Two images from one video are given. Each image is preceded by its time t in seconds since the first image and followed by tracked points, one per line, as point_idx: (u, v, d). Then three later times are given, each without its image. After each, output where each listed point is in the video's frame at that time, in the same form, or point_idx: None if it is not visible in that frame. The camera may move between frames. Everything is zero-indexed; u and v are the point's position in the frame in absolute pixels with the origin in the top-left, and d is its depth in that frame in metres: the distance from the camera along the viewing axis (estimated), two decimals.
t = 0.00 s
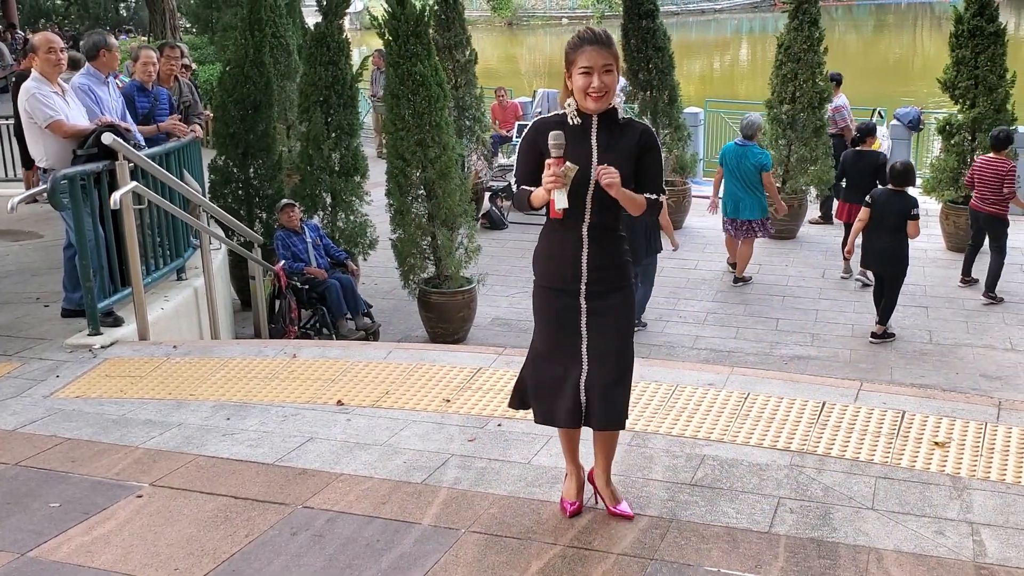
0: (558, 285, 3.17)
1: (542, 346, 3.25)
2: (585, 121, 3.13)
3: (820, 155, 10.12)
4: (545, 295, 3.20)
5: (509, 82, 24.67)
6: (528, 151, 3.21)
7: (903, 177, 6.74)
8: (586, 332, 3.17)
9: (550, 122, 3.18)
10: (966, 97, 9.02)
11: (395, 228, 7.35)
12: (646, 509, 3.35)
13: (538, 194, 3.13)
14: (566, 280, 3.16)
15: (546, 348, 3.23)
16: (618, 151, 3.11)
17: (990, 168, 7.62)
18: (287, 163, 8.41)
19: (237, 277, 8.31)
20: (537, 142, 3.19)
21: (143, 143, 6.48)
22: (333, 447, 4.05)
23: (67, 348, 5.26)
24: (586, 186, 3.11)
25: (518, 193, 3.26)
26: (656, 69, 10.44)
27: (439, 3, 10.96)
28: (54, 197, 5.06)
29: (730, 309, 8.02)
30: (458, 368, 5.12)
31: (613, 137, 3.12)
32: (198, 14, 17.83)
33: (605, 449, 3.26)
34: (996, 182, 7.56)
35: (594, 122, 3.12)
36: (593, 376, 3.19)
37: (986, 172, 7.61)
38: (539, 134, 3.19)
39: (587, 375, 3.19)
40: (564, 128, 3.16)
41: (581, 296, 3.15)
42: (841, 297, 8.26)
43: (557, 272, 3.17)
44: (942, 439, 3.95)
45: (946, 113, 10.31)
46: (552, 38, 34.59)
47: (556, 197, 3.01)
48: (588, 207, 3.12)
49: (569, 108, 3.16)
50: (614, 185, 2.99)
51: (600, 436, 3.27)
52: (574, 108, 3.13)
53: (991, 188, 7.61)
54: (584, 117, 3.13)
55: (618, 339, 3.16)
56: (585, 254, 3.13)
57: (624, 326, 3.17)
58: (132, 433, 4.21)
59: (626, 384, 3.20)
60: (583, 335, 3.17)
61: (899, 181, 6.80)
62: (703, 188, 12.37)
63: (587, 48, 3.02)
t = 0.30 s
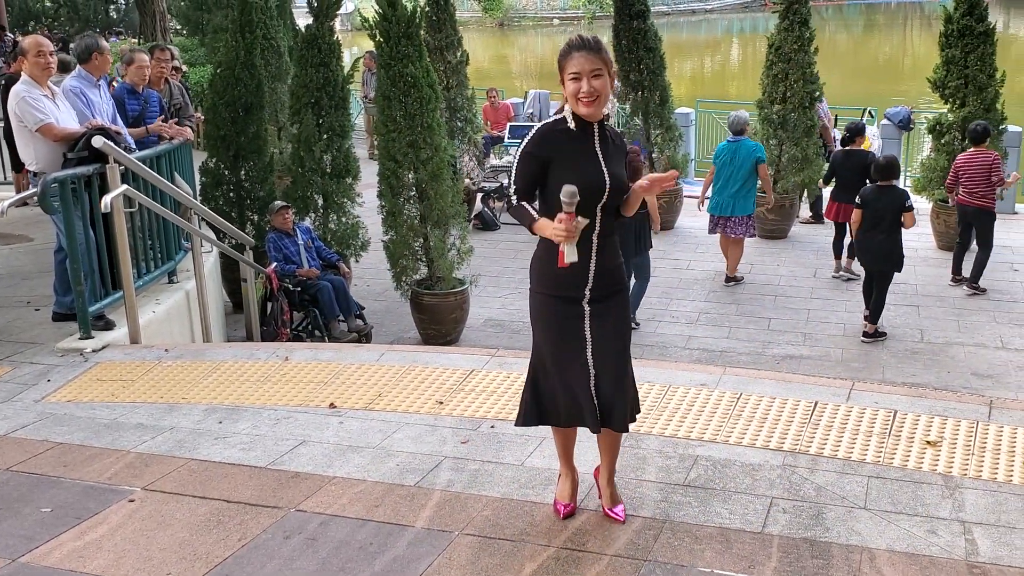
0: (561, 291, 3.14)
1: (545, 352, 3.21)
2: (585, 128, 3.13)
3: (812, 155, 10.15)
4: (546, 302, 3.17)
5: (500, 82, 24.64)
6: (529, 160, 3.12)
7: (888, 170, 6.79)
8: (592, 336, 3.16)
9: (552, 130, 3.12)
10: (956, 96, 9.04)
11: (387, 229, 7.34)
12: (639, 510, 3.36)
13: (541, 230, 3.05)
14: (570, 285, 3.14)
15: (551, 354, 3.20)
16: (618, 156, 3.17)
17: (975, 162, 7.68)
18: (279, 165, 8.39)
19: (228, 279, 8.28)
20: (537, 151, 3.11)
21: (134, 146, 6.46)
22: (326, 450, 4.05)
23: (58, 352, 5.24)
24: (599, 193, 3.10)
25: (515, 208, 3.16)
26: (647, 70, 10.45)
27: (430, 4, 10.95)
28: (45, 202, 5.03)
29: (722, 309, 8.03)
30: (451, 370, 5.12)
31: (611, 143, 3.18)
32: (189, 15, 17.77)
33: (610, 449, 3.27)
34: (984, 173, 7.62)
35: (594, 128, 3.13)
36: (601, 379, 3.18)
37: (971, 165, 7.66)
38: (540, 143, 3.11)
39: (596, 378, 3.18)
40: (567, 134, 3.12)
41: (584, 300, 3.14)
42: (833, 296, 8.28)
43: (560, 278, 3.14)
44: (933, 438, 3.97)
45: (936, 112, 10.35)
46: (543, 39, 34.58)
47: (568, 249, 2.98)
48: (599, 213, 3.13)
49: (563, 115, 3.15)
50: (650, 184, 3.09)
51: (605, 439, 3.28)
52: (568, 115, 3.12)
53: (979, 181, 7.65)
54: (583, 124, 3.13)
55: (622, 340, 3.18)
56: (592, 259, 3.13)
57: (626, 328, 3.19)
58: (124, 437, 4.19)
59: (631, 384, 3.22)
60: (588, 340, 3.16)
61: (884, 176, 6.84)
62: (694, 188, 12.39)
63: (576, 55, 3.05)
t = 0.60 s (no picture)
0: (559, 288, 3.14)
1: (539, 350, 3.20)
2: (575, 123, 3.12)
3: (799, 154, 10.18)
4: (542, 298, 3.16)
5: (489, 82, 24.59)
6: (530, 170, 3.10)
7: (867, 166, 6.82)
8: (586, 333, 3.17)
9: (543, 135, 3.11)
10: (942, 94, 9.08)
11: (375, 229, 7.32)
12: (628, 507, 3.35)
13: (547, 257, 3.09)
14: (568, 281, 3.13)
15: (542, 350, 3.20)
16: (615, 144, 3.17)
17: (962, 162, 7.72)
18: (266, 165, 8.36)
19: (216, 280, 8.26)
20: (537, 157, 3.10)
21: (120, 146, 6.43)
22: (313, 449, 4.03)
23: (44, 353, 5.21)
24: (602, 185, 3.10)
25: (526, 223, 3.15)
26: (635, 69, 10.41)
27: (418, 5, 10.93)
28: (30, 202, 5.00)
29: (711, 308, 8.04)
30: (439, 369, 5.12)
31: (608, 132, 3.16)
32: (175, 17, 17.66)
33: (608, 444, 3.28)
34: (970, 172, 7.65)
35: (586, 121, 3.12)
36: (593, 375, 3.20)
37: (958, 165, 7.70)
38: (536, 150, 3.10)
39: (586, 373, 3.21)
40: (558, 134, 3.11)
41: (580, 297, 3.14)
42: (821, 294, 8.30)
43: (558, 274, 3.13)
44: (920, 434, 3.98)
45: (922, 111, 10.40)
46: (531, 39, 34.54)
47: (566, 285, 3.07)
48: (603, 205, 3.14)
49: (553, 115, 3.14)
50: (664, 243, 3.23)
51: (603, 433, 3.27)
52: (559, 111, 3.11)
53: (966, 180, 7.68)
54: (574, 120, 3.12)
55: (615, 337, 3.20)
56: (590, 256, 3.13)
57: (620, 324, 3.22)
58: (110, 438, 4.17)
59: (624, 379, 3.24)
60: (582, 336, 3.17)
61: (863, 172, 6.88)
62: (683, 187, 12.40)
63: (565, 48, 3.04)
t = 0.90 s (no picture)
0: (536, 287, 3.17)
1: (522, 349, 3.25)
2: (545, 121, 3.14)
3: (778, 154, 10.23)
4: (528, 298, 3.20)
5: (470, 84, 24.56)
6: (503, 160, 3.24)
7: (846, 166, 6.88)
8: (563, 334, 3.15)
9: (514, 129, 3.20)
10: (921, 95, 9.15)
11: (356, 231, 7.30)
12: (611, 508, 3.36)
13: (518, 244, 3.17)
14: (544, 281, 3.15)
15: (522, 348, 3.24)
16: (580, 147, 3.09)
17: (946, 170, 7.75)
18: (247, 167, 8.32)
19: (196, 283, 8.21)
20: (504, 153, 3.22)
21: (99, 150, 6.39)
22: (296, 453, 4.01)
23: (23, 358, 5.16)
24: (550, 184, 3.10)
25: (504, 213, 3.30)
26: (616, 71, 10.43)
27: (398, 7, 10.91)
28: (8, 206, 4.95)
29: (693, 308, 8.07)
30: (422, 371, 5.10)
31: (574, 133, 3.10)
32: (155, 19, 17.54)
33: (592, 445, 3.27)
34: (952, 182, 7.68)
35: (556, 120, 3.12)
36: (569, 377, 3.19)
37: (942, 172, 7.74)
38: (506, 142, 3.22)
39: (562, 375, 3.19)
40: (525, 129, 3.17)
41: (558, 297, 3.15)
42: (802, 294, 8.34)
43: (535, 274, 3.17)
44: (901, 433, 4.01)
45: (900, 111, 10.49)
46: (511, 41, 34.53)
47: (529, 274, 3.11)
48: (558, 206, 3.12)
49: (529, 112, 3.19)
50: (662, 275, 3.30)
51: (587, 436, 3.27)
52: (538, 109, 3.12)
53: (947, 189, 7.72)
54: (546, 118, 3.14)
55: (594, 340, 3.14)
56: (558, 255, 3.12)
57: (605, 328, 3.15)
58: (91, 443, 4.13)
59: (601, 384, 3.18)
60: (559, 337, 3.16)
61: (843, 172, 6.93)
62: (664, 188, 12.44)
63: (554, 46, 3.04)
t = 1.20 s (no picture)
0: (512, 292, 3.22)
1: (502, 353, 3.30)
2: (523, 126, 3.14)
3: (752, 155, 10.29)
4: (508, 301, 3.25)
5: (444, 86, 24.53)
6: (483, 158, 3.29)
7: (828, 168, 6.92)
8: (535, 339, 3.17)
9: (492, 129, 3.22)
10: (893, 96, 9.25)
11: (332, 234, 7.26)
12: (591, 510, 3.36)
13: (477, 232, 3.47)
14: (518, 286, 3.19)
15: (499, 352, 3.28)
16: (544, 157, 3.06)
17: (918, 174, 7.85)
18: (220, 170, 8.25)
19: (170, 287, 8.13)
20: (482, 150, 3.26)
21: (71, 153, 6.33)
22: (273, 458, 3.98)
23: None
24: (506, 191, 3.11)
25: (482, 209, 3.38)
26: (590, 73, 10.46)
27: (372, 9, 10.88)
28: None
29: (669, 309, 8.10)
30: (400, 374, 5.08)
31: (541, 143, 3.07)
32: (126, 21, 17.39)
33: (572, 452, 3.27)
34: (923, 185, 7.78)
35: (528, 128, 3.11)
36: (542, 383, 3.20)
37: (915, 175, 7.86)
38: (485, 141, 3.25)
39: (534, 381, 3.21)
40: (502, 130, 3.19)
41: (531, 302, 3.17)
42: (776, 295, 8.40)
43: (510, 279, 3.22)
44: (877, 432, 4.04)
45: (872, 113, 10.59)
46: (485, 43, 34.52)
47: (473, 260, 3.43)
48: (515, 211, 3.12)
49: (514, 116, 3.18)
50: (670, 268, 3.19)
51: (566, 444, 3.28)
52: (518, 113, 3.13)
53: (919, 193, 7.80)
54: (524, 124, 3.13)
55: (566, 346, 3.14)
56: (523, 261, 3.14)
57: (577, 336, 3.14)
58: (65, 450, 4.07)
59: (571, 390, 3.17)
60: (531, 342, 3.18)
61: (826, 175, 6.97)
62: (639, 189, 12.48)
63: (543, 52, 3.04)
